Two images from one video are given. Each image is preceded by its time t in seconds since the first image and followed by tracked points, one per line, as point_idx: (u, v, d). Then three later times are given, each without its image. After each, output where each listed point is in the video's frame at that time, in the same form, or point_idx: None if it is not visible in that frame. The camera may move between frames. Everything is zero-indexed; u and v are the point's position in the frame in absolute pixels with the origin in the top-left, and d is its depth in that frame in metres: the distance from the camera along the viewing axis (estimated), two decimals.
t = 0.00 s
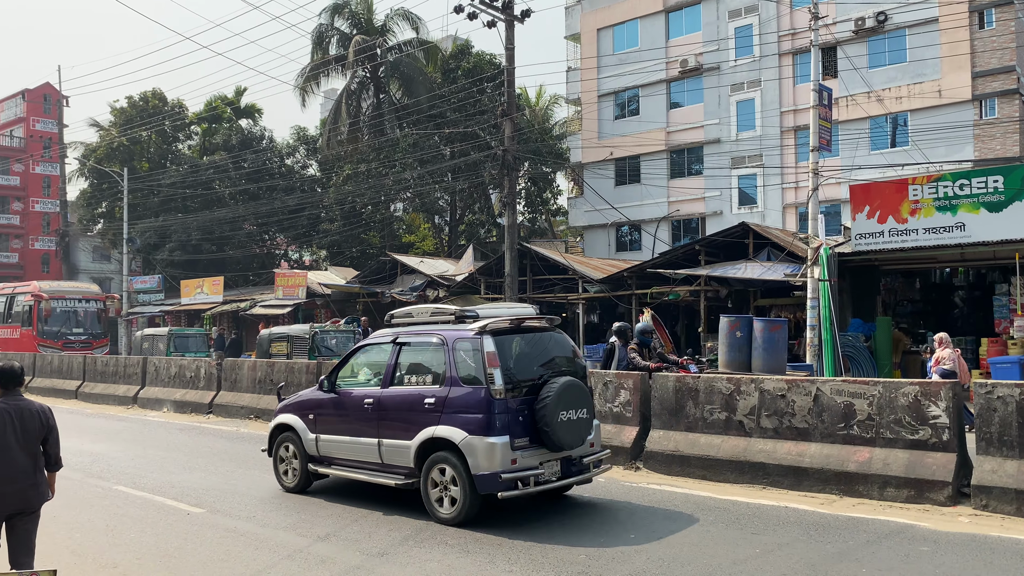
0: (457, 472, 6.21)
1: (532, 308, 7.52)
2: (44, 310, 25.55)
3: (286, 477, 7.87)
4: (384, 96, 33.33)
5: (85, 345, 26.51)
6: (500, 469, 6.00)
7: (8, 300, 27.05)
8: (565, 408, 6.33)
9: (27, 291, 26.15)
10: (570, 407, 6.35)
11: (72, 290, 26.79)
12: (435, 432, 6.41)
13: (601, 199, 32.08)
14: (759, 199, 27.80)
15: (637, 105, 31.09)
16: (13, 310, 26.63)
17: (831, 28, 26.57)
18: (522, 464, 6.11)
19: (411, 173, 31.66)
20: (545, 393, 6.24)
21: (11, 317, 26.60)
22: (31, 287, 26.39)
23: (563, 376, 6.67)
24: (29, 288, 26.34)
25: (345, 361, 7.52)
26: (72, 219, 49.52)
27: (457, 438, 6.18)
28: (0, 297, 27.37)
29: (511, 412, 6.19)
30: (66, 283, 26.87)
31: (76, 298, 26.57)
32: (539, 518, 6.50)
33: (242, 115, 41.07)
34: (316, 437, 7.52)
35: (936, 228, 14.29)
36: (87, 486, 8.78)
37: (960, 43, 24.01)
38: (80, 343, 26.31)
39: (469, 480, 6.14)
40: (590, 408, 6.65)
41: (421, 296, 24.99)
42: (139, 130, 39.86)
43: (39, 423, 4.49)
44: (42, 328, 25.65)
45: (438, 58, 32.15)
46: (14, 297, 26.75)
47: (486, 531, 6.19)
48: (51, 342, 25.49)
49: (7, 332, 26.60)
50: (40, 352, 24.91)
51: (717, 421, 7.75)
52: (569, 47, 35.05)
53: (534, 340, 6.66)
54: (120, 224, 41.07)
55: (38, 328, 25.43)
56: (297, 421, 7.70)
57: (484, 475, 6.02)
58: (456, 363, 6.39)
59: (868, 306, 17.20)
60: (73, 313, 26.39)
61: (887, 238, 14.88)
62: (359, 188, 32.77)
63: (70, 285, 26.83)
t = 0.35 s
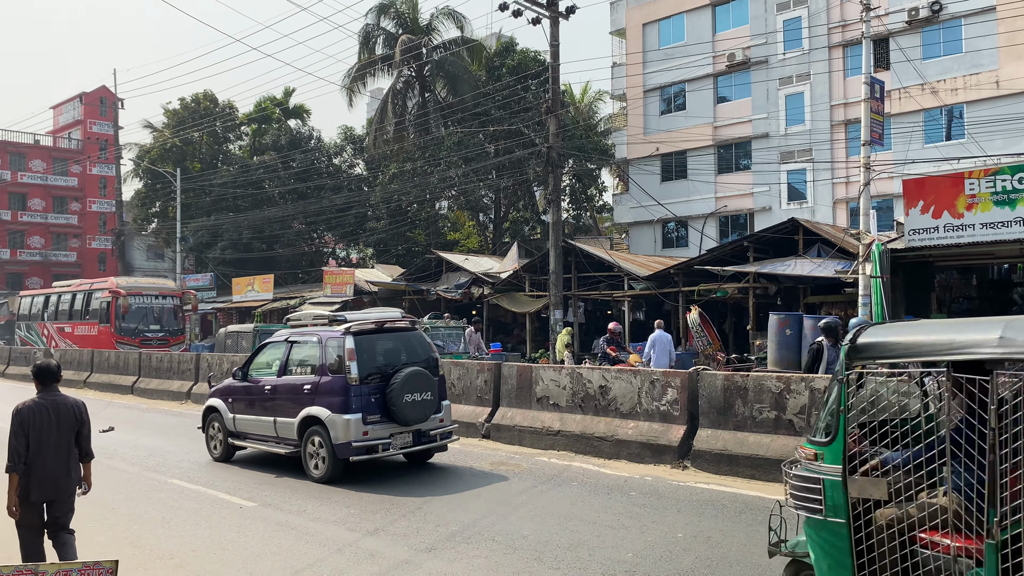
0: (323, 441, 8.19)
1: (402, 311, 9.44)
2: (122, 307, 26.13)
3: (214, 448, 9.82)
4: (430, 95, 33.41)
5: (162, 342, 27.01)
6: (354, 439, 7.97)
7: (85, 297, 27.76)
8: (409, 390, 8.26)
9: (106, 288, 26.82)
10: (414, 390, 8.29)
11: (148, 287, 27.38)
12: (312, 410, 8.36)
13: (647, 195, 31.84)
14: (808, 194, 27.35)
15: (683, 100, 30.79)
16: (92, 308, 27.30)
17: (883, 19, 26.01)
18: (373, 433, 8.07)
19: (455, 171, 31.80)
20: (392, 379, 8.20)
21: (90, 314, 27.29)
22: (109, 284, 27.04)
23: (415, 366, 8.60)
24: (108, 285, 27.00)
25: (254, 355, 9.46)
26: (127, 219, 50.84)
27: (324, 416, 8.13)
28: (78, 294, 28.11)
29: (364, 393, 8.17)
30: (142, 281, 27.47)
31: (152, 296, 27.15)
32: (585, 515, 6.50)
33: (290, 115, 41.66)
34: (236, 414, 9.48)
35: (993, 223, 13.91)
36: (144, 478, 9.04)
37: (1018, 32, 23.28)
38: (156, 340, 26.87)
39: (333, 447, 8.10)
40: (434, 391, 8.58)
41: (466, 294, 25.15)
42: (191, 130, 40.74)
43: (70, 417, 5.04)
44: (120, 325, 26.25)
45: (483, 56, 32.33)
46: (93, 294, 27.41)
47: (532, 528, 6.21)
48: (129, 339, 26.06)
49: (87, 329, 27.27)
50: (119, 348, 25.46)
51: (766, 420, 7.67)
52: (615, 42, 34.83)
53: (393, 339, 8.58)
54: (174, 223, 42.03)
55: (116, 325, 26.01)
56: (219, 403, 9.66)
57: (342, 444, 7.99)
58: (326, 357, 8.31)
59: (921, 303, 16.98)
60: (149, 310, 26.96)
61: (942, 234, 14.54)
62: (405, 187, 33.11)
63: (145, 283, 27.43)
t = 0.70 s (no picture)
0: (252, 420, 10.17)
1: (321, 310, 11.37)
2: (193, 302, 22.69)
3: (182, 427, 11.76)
4: (472, 93, 33.46)
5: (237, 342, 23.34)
6: (274, 417, 9.98)
7: (158, 293, 24.84)
8: (320, 376, 10.22)
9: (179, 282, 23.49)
10: (325, 377, 10.25)
11: (221, 281, 23.84)
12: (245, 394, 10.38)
13: (691, 191, 31.56)
14: (856, 190, 26.87)
15: (728, 95, 30.42)
16: (164, 303, 24.24)
17: (935, 9, 25.40)
18: (291, 411, 10.05)
19: (497, 169, 31.95)
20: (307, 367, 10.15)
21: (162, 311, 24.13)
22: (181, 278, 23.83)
23: (327, 357, 10.55)
24: (181, 279, 23.77)
25: (208, 349, 11.43)
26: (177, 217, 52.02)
27: (251, 399, 10.11)
28: (149, 290, 25.28)
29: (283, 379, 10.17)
30: (216, 274, 24.00)
31: (226, 291, 23.55)
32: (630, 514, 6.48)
33: (335, 115, 42.10)
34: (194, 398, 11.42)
35: None
36: (196, 472, 9.25)
37: None
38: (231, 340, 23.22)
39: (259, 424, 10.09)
40: (345, 377, 10.54)
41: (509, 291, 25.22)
42: (239, 131, 41.54)
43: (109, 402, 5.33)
44: (191, 322, 22.81)
45: (524, 54, 32.40)
46: (166, 289, 24.39)
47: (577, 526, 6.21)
48: (200, 337, 22.60)
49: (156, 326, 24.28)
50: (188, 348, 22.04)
51: (815, 419, 7.57)
52: (657, 38, 34.64)
53: (314, 335, 10.58)
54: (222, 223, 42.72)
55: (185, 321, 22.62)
56: (181, 388, 11.68)
57: (265, 421, 9.99)
58: (254, 351, 10.26)
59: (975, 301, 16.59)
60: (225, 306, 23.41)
61: (996, 229, 14.16)
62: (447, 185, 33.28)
63: (219, 276, 23.97)
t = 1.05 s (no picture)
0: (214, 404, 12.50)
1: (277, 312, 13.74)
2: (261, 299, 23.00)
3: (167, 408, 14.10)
4: (510, 91, 33.42)
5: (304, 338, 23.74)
6: (230, 401, 12.34)
7: (220, 290, 24.98)
8: (271, 367, 12.56)
9: (242, 279, 23.71)
10: (274, 368, 12.59)
11: (286, 278, 24.16)
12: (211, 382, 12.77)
13: (732, 187, 31.22)
14: (901, 185, 26.37)
15: (769, 90, 30.01)
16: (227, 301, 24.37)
17: None
18: (246, 395, 12.41)
19: (535, 166, 31.91)
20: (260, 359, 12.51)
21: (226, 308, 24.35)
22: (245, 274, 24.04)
23: (277, 352, 12.88)
24: (244, 276, 23.96)
25: (185, 345, 13.84)
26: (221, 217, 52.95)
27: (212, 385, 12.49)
28: (212, 287, 25.31)
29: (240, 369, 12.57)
30: (279, 270, 24.21)
31: (292, 287, 23.94)
32: (671, 513, 6.45)
33: (375, 115, 42.49)
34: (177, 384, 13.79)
35: None
36: (240, 467, 9.44)
37: None
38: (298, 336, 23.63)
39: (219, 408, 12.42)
40: (293, 368, 12.87)
41: (547, 289, 25.22)
42: (280, 131, 42.10)
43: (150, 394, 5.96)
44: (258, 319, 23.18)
45: (562, 51, 32.27)
46: (229, 286, 24.53)
47: (617, 525, 6.21)
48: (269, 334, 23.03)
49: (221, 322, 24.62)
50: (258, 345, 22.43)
51: (859, 419, 7.45)
52: (697, 33, 34.33)
53: (269, 333, 12.97)
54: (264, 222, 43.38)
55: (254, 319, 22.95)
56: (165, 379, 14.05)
57: (223, 404, 12.35)
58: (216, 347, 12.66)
59: None
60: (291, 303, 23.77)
61: None
62: (485, 183, 33.35)
63: (282, 272, 24.19)
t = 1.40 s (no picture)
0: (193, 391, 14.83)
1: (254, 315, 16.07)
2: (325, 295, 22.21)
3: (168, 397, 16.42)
4: (544, 90, 33.31)
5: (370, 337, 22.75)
6: (208, 388, 14.60)
7: (282, 286, 24.80)
8: (244, 360, 14.81)
9: (306, 275, 23.02)
10: (246, 360, 14.82)
11: (351, 274, 23.30)
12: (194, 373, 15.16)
13: (769, 185, 30.89)
14: (944, 181, 25.88)
15: (807, 86, 29.63)
16: (290, 296, 24.07)
17: None
18: (223, 384, 14.68)
19: (569, 165, 31.84)
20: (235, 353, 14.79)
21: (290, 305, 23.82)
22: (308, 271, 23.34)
23: (251, 347, 15.17)
24: (307, 272, 23.31)
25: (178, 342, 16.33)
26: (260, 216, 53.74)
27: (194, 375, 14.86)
28: (274, 284, 25.22)
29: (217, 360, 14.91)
30: (343, 265, 23.41)
31: (357, 282, 23.00)
32: (708, 513, 6.41)
33: (410, 114, 42.69)
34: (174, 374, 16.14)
35: None
36: (279, 464, 9.59)
37: None
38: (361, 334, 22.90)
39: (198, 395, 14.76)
40: (263, 360, 15.15)
41: (582, 288, 25.15)
42: (317, 132, 42.60)
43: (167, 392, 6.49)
44: (323, 318, 22.26)
45: (597, 49, 32.09)
46: (291, 282, 24.12)
47: (653, 524, 6.19)
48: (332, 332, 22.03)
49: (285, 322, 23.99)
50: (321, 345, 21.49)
51: (900, 419, 7.33)
52: (733, 29, 34.02)
53: (243, 331, 15.28)
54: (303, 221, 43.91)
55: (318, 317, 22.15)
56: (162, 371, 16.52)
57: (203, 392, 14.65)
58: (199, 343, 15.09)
59: None
60: (355, 299, 22.81)
61: None
62: (520, 182, 33.38)
63: (346, 267, 23.33)
